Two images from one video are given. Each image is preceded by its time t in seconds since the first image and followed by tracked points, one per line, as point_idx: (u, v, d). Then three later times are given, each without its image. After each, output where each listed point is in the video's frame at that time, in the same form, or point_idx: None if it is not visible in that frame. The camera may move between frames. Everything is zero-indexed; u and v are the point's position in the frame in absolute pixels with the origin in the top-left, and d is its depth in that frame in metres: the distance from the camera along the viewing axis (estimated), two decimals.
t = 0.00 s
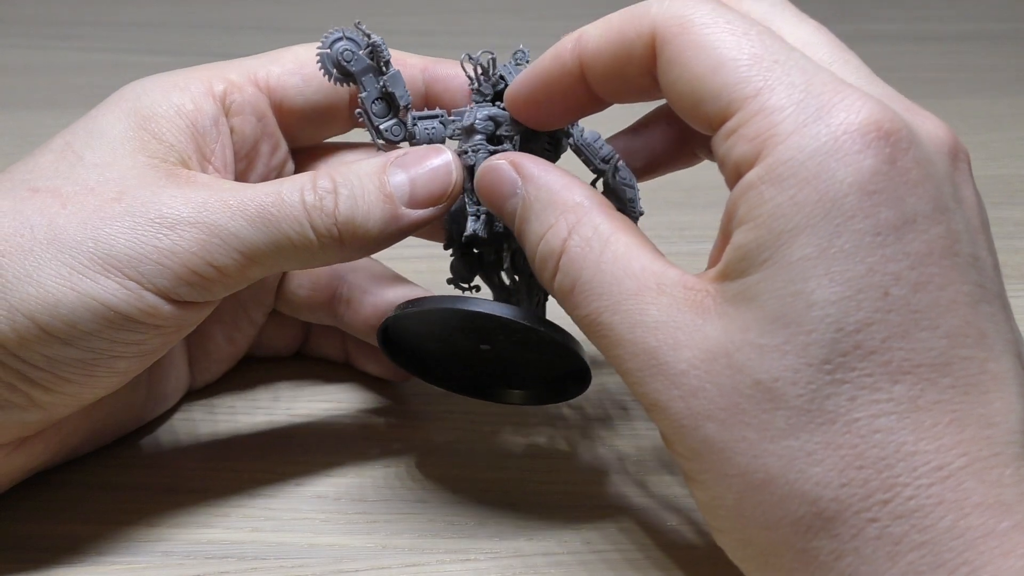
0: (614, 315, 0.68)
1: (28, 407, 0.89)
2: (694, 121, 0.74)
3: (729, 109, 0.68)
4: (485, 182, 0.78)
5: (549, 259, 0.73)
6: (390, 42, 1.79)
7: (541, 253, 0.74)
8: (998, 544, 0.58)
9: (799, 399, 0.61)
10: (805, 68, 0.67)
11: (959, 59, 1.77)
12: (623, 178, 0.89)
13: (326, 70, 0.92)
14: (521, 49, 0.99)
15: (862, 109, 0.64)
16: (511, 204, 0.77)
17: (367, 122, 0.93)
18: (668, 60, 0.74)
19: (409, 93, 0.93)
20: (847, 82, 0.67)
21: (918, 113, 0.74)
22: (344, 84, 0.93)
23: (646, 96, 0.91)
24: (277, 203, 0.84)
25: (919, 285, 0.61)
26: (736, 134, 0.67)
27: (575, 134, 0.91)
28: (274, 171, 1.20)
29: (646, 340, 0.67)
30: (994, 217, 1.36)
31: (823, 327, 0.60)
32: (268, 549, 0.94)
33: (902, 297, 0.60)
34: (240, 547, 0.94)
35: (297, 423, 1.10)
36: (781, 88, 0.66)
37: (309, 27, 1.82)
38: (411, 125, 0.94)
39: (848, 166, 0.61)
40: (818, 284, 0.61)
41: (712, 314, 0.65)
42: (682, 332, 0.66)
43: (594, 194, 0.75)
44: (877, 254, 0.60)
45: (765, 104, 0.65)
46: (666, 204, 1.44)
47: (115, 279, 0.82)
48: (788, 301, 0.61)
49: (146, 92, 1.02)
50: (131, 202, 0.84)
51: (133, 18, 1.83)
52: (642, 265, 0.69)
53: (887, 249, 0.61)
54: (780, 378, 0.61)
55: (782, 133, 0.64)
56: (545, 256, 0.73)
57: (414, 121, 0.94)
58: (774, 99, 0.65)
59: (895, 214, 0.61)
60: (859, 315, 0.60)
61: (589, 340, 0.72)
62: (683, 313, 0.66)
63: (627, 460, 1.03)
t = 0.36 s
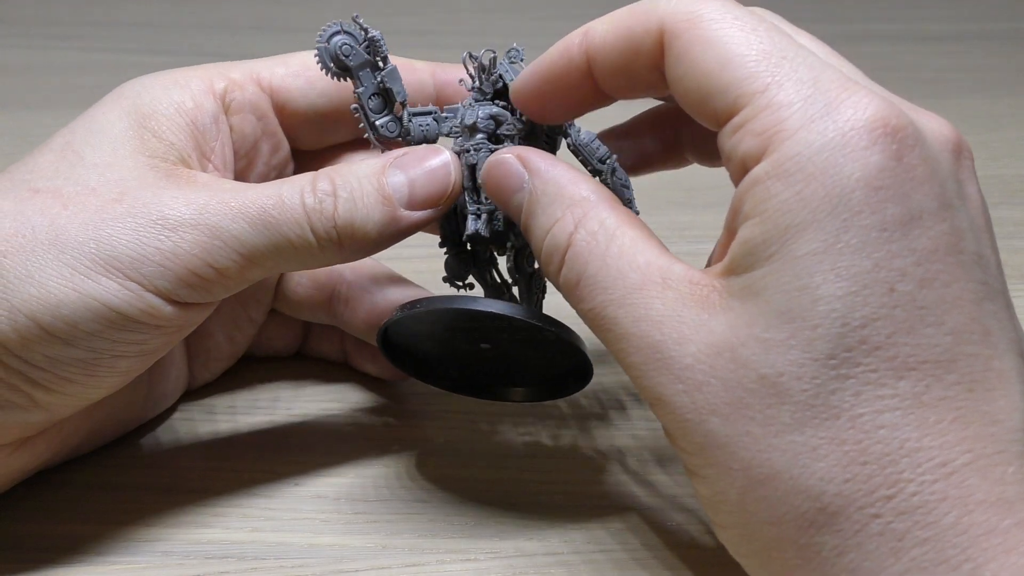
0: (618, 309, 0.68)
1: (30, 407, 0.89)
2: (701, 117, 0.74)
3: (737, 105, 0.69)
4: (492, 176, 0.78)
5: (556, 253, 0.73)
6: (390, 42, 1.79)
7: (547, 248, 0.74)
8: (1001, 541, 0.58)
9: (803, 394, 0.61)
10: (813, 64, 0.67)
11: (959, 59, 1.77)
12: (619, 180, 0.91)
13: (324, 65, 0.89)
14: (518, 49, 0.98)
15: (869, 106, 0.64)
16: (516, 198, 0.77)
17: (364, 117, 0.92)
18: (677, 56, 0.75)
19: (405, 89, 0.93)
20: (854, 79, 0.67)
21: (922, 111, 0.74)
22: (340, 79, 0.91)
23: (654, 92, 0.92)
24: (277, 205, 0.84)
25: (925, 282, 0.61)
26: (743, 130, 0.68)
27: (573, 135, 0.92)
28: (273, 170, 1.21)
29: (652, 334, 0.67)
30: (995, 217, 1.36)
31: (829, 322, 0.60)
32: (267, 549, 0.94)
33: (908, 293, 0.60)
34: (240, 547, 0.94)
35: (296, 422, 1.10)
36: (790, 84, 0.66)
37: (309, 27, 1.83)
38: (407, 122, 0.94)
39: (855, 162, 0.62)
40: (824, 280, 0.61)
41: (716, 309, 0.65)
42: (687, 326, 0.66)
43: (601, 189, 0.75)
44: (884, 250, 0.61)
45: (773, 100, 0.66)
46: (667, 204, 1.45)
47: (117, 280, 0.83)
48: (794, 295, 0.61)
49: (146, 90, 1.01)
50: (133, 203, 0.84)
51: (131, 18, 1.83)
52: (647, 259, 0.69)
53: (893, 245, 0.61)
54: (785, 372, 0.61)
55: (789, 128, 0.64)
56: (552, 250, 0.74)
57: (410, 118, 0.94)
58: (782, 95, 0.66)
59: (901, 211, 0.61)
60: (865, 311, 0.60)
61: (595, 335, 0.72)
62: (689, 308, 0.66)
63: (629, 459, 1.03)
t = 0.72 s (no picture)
0: (642, 282, 0.68)
1: (32, 408, 0.88)
2: (734, 92, 0.74)
3: (774, 83, 0.68)
4: (513, 137, 0.77)
5: (581, 219, 0.73)
6: (391, 42, 1.80)
7: (572, 213, 0.73)
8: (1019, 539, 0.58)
9: (828, 386, 0.61)
10: (853, 48, 0.67)
11: (960, 59, 1.78)
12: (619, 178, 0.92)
13: (320, 71, 0.90)
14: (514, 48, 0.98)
15: (910, 96, 0.63)
16: (542, 159, 0.76)
17: (362, 122, 0.92)
18: (713, 28, 0.74)
19: (402, 93, 0.93)
20: (896, 67, 0.67)
21: (961, 103, 0.74)
22: (338, 84, 0.92)
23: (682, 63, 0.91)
24: (278, 209, 0.84)
25: (956, 278, 0.61)
26: (778, 110, 0.67)
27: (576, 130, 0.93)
28: (276, 172, 1.21)
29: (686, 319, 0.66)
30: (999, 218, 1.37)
31: (858, 314, 0.60)
32: (267, 549, 0.94)
33: (939, 289, 0.61)
34: (240, 547, 0.94)
35: (298, 422, 1.10)
36: (830, 67, 0.66)
37: (310, 28, 1.82)
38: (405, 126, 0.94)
39: (894, 151, 0.61)
40: (856, 271, 0.61)
41: (743, 293, 0.65)
42: (716, 315, 0.65)
43: (628, 155, 0.74)
44: (919, 244, 0.61)
45: (811, 82, 0.66)
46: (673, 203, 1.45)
47: (119, 283, 0.83)
48: (824, 284, 0.61)
49: (148, 92, 1.01)
50: (135, 206, 0.85)
51: (131, 18, 1.83)
52: (677, 236, 0.69)
53: (927, 240, 0.61)
54: (810, 363, 0.61)
55: (827, 113, 0.64)
56: (576, 215, 0.73)
57: (407, 122, 0.93)
58: (821, 78, 0.65)
59: (936, 205, 0.61)
60: (895, 305, 0.60)
61: (613, 302, 0.72)
62: (718, 288, 0.66)
63: (643, 458, 1.03)
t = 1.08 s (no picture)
0: (640, 284, 0.68)
1: (32, 409, 0.88)
2: (739, 91, 0.73)
3: (780, 81, 0.68)
4: (502, 138, 0.76)
5: (576, 219, 0.72)
6: (390, 42, 1.79)
7: (567, 214, 0.73)
8: None
9: (833, 390, 0.61)
10: (859, 45, 0.67)
11: (960, 59, 1.78)
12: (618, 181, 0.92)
13: (314, 81, 0.90)
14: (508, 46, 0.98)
15: (916, 95, 0.63)
16: (535, 158, 0.75)
17: (359, 128, 0.92)
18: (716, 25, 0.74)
19: (397, 97, 0.93)
20: (902, 66, 0.66)
21: (970, 100, 0.73)
22: (332, 92, 0.92)
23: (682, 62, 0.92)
24: (279, 212, 0.84)
25: (963, 280, 0.61)
26: (784, 108, 0.67)
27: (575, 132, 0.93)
28: (278, 174, 1.20)
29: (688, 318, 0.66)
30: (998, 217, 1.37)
31: (863, 317, 0.60)
32: (267, 549, 0.94)
33: (945, 291, 0.61)
34: (241, 547, 0.94)
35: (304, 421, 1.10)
36: (836, 64, 0.66)
37: (308, 28, 1.82)
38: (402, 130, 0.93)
39: (901, 151, 0.61)
40: (861, 273, 0.60)
41: (745, 293, 0.65)
42: (718, 312, 0.65)
43: (623, 155, 0.73)
44: (926, 247, 0.60)
45: (818, 79, 0.65)
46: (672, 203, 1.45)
47: (120, 285, 0.83)
48: (830, 287, 0.61)
49: (152, 95, 1.02)
50: (137, 209, 0.85)
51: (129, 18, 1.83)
52: (676, 234, 0.68)
53: (934, 242, 0.61)
54: (815, 366, 0.61)
55: (834, 111, 0.64)
56: (571, 216, 0.72)
57: (404, 125, 0.93)
58: (828, 75, 0.65)
59: (944, 205, 0.61)
60: (901, 308, 0.60)
61: (613, 306, 0.72)
62: (718, 289, 0.65)
63: (646, 459, 1.03)
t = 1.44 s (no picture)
0: (612, 323, 0.69)
1: (31, 410, 0.89)
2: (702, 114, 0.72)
3: (738, 105, 0.67)
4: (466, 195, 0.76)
5: (543, 267, 0.73)
6: (389, 42, 1.79)
7: (534, 263, 0.74)
8: (1004, 550, 0.58)
9: (801, 404, 0.61)
10: (814, 61, 0.66)
11: (960, 59, 1.77)
12: (611, 178, 0.92)
13: (308, 87, 0.91)
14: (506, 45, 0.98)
15: (873, 108, 0.63)
16: (498, 215, 0.76)
17: (356, 133, 0.92)
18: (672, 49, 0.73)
19: (394, 101, 0.92)
20: (859, 78, 0.66)
21: (932, 106, 0.73)
22: (328, 100, 0.92)
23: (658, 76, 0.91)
24: (280, 214, 0.84)
25: (927, 288, 0.61)
26: (745, 129, 0.67)
27: (570, 131, 0.92)
28: (280, 175, 1.20)
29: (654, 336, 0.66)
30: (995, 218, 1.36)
31: (825, 331, 0.60)
32: (268, 549, 0.94)
33: (909, 300, 0.60)
34: (241, 548, 0.94)
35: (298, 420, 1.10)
36: (793, 84, 0.65)
37: (309, 27, 1.82)
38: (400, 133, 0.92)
39: (859, 166, 0.61)
40: (824, 286, 0.60)
41: (714, 317, 0.65)
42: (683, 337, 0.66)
43: (581, 198, 0.73)
44: (885, 258, 0.60)
45: (776, 99, 0.65)
46: (668, 204, 1.44)
47: (121, 285, 0.83)
48: (792, 301, 0.61)
49: (153, 97, 1.01)
50: (139, 209, 0.85)
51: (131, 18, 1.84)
52: (637, 267, 0.69)
53: (893, 252, 0.60)
54: (781, 382, 0.62)
55: (793, 130, 0.63)
56: (539, 264, 0.73)
57: (403, 128, 0.91)
58: (785, 94, 0.65)
59: (905, 215, 0.61)
60: (863, 321, 0.60)
61: (590, 344, 0.73)
62: (683, 313, 0.67)
63: (631, 460, 1.03)
